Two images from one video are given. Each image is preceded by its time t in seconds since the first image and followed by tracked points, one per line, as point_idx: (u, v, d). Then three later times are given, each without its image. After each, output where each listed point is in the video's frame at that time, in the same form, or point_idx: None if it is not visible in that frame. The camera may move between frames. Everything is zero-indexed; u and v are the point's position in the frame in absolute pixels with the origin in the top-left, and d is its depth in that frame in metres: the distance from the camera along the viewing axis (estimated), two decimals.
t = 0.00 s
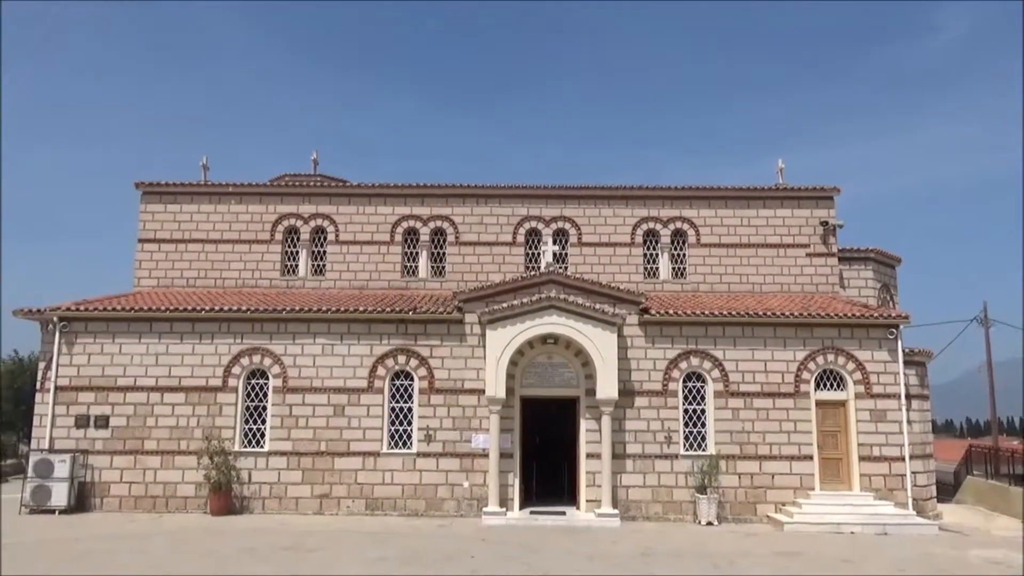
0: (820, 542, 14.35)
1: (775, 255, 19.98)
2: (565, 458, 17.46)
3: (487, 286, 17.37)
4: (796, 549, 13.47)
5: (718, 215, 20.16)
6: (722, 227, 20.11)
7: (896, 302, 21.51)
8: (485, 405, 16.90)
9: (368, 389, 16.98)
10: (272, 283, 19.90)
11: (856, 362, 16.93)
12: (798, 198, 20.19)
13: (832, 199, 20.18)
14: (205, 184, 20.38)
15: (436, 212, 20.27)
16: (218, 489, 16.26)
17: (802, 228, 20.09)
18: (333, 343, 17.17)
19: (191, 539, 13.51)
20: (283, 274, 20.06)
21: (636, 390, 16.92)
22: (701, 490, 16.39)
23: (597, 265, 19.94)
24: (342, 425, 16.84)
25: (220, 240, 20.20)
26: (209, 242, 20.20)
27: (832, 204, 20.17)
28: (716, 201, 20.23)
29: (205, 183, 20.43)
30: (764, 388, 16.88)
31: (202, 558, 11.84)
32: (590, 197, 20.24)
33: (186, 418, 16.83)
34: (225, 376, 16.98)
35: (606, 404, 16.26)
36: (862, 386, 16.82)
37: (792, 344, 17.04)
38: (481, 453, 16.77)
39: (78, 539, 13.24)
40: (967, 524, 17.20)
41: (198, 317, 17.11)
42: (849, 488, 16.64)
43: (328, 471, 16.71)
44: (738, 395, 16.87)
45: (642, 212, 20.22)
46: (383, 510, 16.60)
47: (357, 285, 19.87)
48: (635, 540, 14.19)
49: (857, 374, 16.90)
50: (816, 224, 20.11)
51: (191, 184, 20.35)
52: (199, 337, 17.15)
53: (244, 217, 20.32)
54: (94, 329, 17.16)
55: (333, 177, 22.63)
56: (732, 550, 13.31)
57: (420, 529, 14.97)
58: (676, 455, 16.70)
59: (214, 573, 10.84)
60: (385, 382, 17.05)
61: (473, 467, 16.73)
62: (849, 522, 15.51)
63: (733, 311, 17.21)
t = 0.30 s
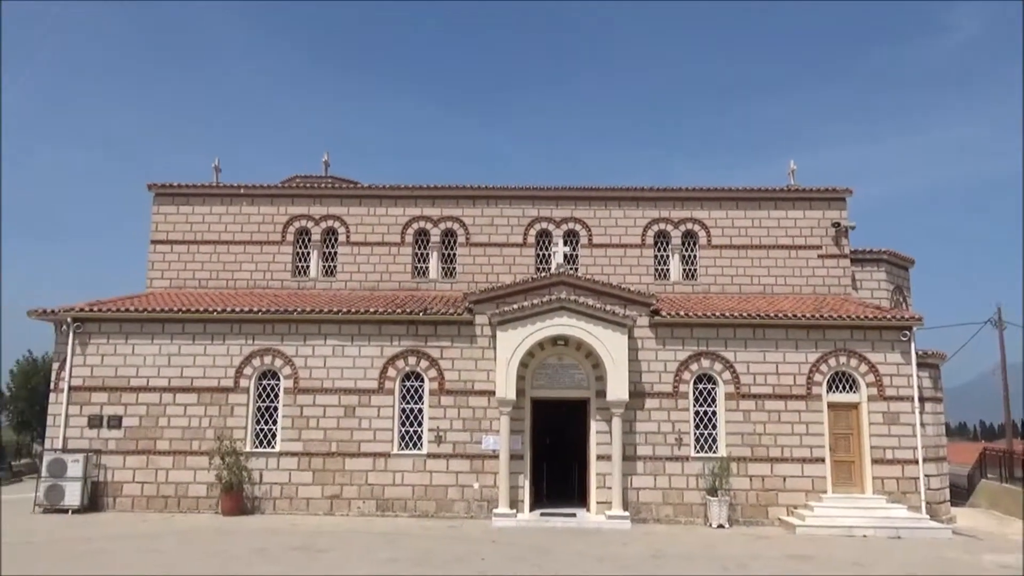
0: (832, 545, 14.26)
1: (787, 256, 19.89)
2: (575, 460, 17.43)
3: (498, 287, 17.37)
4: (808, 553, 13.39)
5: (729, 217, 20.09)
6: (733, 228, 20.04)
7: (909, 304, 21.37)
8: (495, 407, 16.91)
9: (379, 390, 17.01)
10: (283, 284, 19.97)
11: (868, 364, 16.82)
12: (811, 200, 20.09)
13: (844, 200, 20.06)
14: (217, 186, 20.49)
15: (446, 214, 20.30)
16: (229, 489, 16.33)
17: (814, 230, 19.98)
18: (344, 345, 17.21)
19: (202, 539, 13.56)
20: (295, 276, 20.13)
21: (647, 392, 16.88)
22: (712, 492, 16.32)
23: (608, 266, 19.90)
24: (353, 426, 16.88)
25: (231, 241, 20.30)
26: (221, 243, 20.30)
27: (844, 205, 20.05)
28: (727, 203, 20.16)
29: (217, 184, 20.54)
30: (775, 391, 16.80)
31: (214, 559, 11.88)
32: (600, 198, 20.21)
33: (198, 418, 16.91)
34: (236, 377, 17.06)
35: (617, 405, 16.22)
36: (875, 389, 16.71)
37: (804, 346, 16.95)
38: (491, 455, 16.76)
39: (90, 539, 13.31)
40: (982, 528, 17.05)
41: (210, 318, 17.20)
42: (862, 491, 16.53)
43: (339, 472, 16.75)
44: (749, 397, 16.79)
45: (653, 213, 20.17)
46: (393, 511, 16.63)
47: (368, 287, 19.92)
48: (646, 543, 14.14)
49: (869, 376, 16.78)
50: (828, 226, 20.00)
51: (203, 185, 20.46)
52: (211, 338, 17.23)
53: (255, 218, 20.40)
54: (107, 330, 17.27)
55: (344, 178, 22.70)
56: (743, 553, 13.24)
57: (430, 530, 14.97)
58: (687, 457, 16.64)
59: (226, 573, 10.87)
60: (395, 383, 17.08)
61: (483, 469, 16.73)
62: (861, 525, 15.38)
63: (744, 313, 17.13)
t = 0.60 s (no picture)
0: (844, 548, 14.18)
1: (798, 257, 19.81)
2: (585, 461, 17.41)
3: (507, 288, 17.38)
4: (820, 555, 13.30)
5: (740, 218, 20.03)
6: (744, 229, 19.97)
7: (921, 305, 21.24)
8: (505, 408, 16.91)
9: (389, 391, 17.05)
10: (294, 285, 20.05)
11: (880, 365, 16.72)
12: (822, 201, 20.00)
13: (855, 201, 19.96)
14: (229, 187, 20.60)
15: (456, 215, 20.33)
16: (241, 490, 16.39)
17: (825, 231, 19.89)
18: (354, 346, 17.26)
19: (214, 539, 13.62)
20: (305, 277, 20.20)
21: (657, 393, 16.84)
22: (723, 494, 16.26)
23: (617, 268, 19.88)
24: (363, 427, 16.92)
25: (242, 242, 20.40)
26: (232, 244, 20.41)
27: (856, 206, 19.95)
28: (737, 204, 20.10)
29: (228, 186, 20.65)
30: (786, 393, 16.73)
31: (225, 558, 11.93)
32: (610, 199, 20.19)
33: (209, 419, 16.99)
34: (247, 378, 17.13)
35: (626, 407, 16.20)
36: (887, 391, 16.61)
37: (815, 348, 16.87)
38: (501, 456, 16.76)
39: (102, 538, 13.38)
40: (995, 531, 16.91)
41: (221, 319, 17.29)
42: (873, 493, 16.44)
43: (350, 472, 16.80)
44: (760, 398, 16.73)
45: (663, 214, 20.13)
46: (403, 512, 16.65)
47: (378, 288, 19.97)
48: (656, 544, 14.10)
49: (881, 378, 16.68)
50: (839, 227, 19.91)
51: (215, 187, 20.58)
52: (222, 339, 17.32)
53: (266, 220, 20.49)
54: (120, 330, 17.39)
55: (354, 180, 22.76)
56: (754, 556, 13.18)
57: (440, 531, 14.99)
58: (697, 459, 16.59)
59: (237, 572, 10.93)
60: (405, 384, 17.11)
61: (493, 470, 16.73)
62: (874, 527, 15.24)
63: (755, 314, 17.08)
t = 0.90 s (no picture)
0: (852, 552, 14.11)
1: (806, 260, 19.74)
2: (592, 464, 17.39)
3: (514, 290, 17.38)
4: (828, 559, 13.24)
5: (747, 220, 19.98)
6: (752, 231, 19.92)
7: (931, 308, 21.13)
8: (512, 410, 16.91)
9: (396, 393, 17.07)
10: (302, 287, 20.11)
11: (889, 368, 16.64)
12: (830, 203, 19.93)
13: (864, 203, 19.88)
14: (237, 190, 20.69)
15: (464, 217, 20.35)
16: (248, 491, 16.43)
17: (834, 233, 19.82)
18: (361, 347, 17.30)
19: (222, 540, 13.66)
20: (313, 279, 20.25)
21: (664, 396, 16.81)
22: (730, 497, 16.20)
23: (625, 270, 19.85)
24: (371, 428, 16.95)
25: (251, 244, 20.47)
26: (241, 246, 20.48)
27: (864, 208, 19.87)
28: (745, 206, 20.05)
29: (237, 188, 20.74)
30: (794, 395, 16.67)
31: (232, 559, 11.96)
32: (617, 201, 20.17)
33: (217, 420, 17.05)
34: (255, 379, 17.19)
35: (633, 409, 16.17)
36: (895, 394, 16.53)
37: (823, 350, 16.81)
38: (508, 458, 16.76)
39: (110, 538, 13.43)
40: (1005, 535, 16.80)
41: (229, 320, 17.35)
42: (882, 497, 16.36)
43: (357, 474, 16.83)
44: (768, 401, 16.68)
45: (670, 216, 20.09)
46: (410, 513, 16.67)
47: (385, 290, 20.01)
48: (663, 547, 14.07)
49: (890, 381, 16.60)
50: (847, 229, 19.83)
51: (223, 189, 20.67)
52: (230, 340, 17.38)
53: (274, 222, 20.56)
54: (129, 331, 17.47)
55: (362, 182, 22.82)
56: (762, 559, 13.14)
57: (447, 533, 15.00)
58: (704, 461, 16.55)
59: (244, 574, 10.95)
60: (412, 386, 17.13)
61: (500, 472, 16.73)
62: (882, 531, 15.18)
63: (763, 316, 17.03)
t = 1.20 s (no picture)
0: (859, 555, 14.06)
1: (812, 261, 19.68)
2: (598, 466, 17.36)
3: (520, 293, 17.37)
4: (835, 562, 13.19)
5: (753, 221, 19.93)
6: (758, 233, 19.88)
7: (938, 309, 21.05)
8: (518, 412, 16.90)
9: (402, 396, 17.08)
10: (307, 290, 20.14)
11: (896, 370, 16.57)
12: (836, 204, 19.87)
13: (870, 204, 19.82)
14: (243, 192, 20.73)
15: (469, 219, 20.36)
16: (254, 493, 16.45)
17: (840, 234, 19.75)
18: (367, 350, 17.31)
19: (228, 542, 13.68)
20: (318, 281, 20.28)
21: (670, 398, 16.78)
22: (737, 500, 16.15)
23: (630, 272, 19.82)
24: (377, 431, 16.96)
25: (257, 247, 20.51)
26: (247, 249, 20.53)
27: (871, 210, 19.81)
28: (751, 207, 20.02)
29: (243, 191, 20.79)
30: (801, 397, 16.62)
31: (238, 562, 11.97)
32: (623, 203, 20.15)
33: (223, 423, 17.08)
34: (261, 382, 17.21)
35: (639, 411, 16.14)
36: (902, 396, 16.47)
37: (830, 352, 16.76)
38: (514, 460, 16.75)
39: (117, 541, 13.46)
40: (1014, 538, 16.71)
41: (236, 323, 17.39)
42: (889, 500, 16.29)
43: (362, 476, 16.84)
44: (774, 403, 16.63)
45: (676, 218, 20.06)
46: (416, 516, 16.67)
47: (391, 292, 20.02)
48: (670, 550, 14.03)
49: (897, 383, 16.54)
50: (854, 230, 19.77)
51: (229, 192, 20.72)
52: (237, 343, 17.42)
53: (280, 224, 20.60)
54: (135, 334, 17.53)
55: (367, 185, 22.84)
56: (769, 562, 13.09)
57: (453, 536, 14.99)
58: (710, 464, 16.51)
59: None
60: (418, 389, 17.14)
61: (506, 474, 16.72)
62: (890, 534, 15.13)
63: (769, 318, 16.98)
